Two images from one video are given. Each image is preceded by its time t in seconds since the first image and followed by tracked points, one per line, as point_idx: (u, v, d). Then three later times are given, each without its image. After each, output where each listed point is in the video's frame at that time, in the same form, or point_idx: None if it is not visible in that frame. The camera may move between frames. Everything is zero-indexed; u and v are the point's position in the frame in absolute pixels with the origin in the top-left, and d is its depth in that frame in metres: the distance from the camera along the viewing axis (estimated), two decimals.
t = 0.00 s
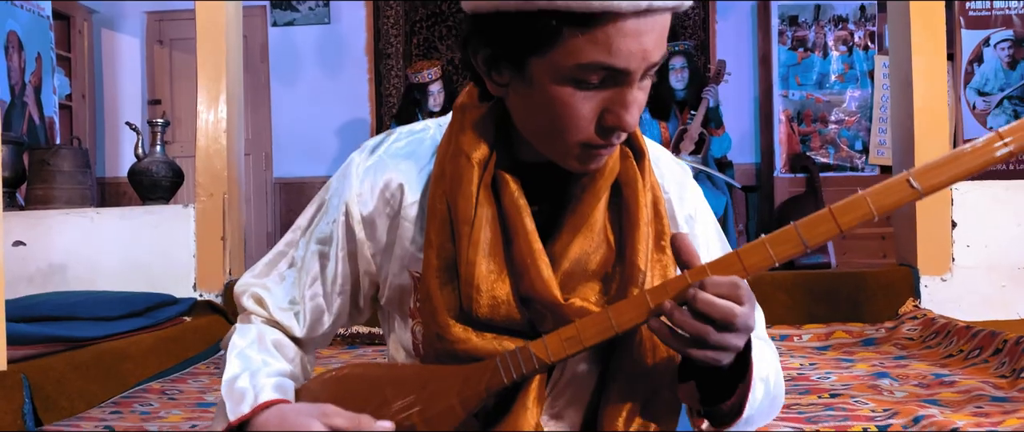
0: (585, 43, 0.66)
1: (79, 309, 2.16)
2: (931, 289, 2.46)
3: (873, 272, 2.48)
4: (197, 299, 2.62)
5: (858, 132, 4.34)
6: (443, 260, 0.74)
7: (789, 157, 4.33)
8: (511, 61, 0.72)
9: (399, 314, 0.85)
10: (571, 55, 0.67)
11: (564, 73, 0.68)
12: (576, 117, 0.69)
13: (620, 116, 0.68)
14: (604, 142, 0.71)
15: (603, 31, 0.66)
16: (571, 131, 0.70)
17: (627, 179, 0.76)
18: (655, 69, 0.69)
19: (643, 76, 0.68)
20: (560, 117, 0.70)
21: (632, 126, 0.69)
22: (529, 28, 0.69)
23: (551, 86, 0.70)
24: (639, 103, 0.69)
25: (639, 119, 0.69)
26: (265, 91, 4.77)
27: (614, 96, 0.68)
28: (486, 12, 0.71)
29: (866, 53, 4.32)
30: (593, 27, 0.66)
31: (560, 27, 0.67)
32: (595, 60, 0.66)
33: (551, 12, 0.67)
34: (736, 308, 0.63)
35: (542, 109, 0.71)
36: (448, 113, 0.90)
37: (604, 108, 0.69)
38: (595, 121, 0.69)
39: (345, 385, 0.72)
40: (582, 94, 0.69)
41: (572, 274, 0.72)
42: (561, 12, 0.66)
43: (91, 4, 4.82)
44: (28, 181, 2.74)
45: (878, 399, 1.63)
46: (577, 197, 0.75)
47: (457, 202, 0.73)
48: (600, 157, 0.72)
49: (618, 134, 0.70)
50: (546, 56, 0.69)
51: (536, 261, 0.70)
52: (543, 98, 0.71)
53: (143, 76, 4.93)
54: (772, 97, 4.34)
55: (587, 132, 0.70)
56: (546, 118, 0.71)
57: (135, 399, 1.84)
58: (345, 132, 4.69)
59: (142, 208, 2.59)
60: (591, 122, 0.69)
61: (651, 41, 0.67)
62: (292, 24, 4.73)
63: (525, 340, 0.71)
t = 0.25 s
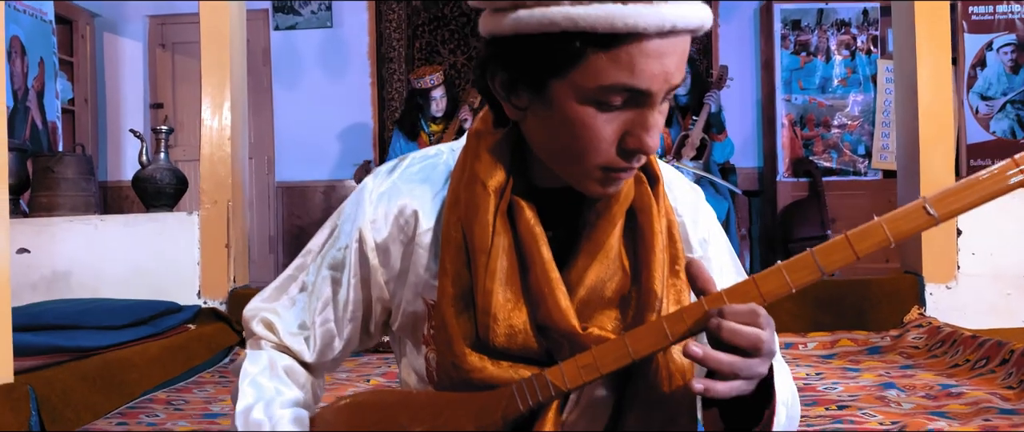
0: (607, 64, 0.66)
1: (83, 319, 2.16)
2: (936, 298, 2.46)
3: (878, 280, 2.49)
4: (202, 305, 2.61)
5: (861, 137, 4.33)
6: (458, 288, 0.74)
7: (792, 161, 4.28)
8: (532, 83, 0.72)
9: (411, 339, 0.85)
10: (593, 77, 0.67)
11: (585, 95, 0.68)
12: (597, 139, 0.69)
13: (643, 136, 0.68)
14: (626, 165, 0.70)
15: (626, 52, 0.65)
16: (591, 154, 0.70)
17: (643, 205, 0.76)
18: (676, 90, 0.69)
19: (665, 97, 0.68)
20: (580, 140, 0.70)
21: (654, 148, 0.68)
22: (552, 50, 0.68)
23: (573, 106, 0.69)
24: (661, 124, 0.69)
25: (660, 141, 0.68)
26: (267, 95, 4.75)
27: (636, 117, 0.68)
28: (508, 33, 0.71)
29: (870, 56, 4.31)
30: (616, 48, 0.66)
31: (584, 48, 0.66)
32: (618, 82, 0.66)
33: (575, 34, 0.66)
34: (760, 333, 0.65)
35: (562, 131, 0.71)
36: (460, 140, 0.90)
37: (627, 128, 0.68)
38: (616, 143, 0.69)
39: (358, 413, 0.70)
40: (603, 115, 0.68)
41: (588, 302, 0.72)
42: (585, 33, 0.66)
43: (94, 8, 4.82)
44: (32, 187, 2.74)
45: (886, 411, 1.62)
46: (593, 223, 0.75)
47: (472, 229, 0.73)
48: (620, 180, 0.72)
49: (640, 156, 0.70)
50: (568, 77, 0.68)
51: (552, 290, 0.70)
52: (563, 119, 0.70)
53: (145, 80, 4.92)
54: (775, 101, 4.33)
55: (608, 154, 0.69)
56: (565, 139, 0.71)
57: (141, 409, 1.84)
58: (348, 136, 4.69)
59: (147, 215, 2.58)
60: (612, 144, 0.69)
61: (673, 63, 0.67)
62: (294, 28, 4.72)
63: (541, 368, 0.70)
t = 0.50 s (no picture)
0: (625, 93, 0.67)
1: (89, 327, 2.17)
2: (939, 304, 2.46)
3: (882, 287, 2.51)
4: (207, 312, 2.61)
5: (863, 141, 4.34)
6: (473, 310, 0.74)
7: (794, 165, 4.32)
8: (549, 112, 0.72)
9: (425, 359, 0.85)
10: (611, 106, 0.68)
11: (603, 123, 0.69)
12: (615, 166, 0.69)
13: (660, 163, 0.69)
14: (642, 189, 0.71)
15: (644, 82, 0.66)
16: (608, 180, 0.70)
17: (657, 226, 0.76)
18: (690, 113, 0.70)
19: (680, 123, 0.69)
20: (597, 164, 0.70)
21: (670, 174, 0.69)
22: (570, 80, 0.68)
23: (591, 134, 0.70)
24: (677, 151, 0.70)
25: (677, 166, 0.70)
26: (269, 99, 4.76)
27: (653, 144, 0.69)
28: (525, 64, 0.70)
29: (872, 60, 4.32)
30: (634, 79, 0.66)
31: (603, 80, 0.67)
32: (635, 111, 0.67)
33: (593, 67, 0.67)
34: (777, 360, 0.66)
35: (578, 157, 0.72)
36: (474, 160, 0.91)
37: (644, 155, 0.69)
38: (633, 169, 0.70)
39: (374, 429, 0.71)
40: (621, 143, 0.69)
41: (603, 324, 0.73)
42: (604, 65, 0.66)
43: (96, 11, 4.83)
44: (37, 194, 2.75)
45: (892, 421, 1.63)
46: (606, 245, 0.75)
47: (487, 252, 0.73)
48: (636, 204, 0.73)
49: (656, 181, 0.71)
50: (585, 107, 0.69)
51: (568, 313, 0.70)
52: (580, 149, 0.71)
53: (147, 83, 4.92)
54: (777, 105, 4.33)
55: (624, 179, 0.70)
56: (582, 164, 0.71)
57: (148, 418, 1.84)
58: (350, 140, 4.69)
59: (152, 221, 2.59)
60: (629, 170, 0.70)
61: (690, 90, 0.68)
62: (297, 32, 4.71)
63: (556, 391, 0.71)
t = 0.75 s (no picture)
0: (638, 92, 0.67)
1: (93, 328, 2.21)
2: (942, 305, 2.48)
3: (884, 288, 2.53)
4: (209, 313, 2.61)
5: (864, 142, 4.36)
6: (483, 310, 0.75)
7: (796, 166, 4.33)
8: (561, 110, 0.73)
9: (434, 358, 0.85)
10: (623, 105, 0.68)
11: (616, 121, 0.69)
12: (626, 165, 0.70)
13: (671, 161, 0.69)
14: (652, 187, 0.72)
15: (656, 80, 0.66)
16: (619, 178, 0.71)
17: (665, 226, 0.76)
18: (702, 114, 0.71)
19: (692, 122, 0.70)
20: (607, 163, 0.70)
21: (681, 172, 0.70)
22: (583, 78, 0.69)
23: (602, 132, 0.70)
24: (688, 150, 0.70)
25: (687, 165, 0.70)
26: (271, 100, 4.75)
27: (664, 142, 0.69)
28: (538, 63, 0.71)
29: (873, 61, 4.33)
30: (646, 76, 0.67)
31: (616, 77, 0.67)
32: (647, 109, 0.67)
33: (606, 64, 0.67)
34: (786, 359, 0.66)
35: (589, 156, 0.72)
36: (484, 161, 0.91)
37: (655, 152, 0.69)
38: (644, 168, 0.70)
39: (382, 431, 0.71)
40: (632, 141, 0.69)
41: (612, 323, 0.73)
42: (617, 63, 0.67)
43: (98, 12, 4.84)
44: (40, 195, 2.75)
45: (896, 422, 1.63)
46: (616, 244, 0.75)
47: (497, 252, 0.74)
48: (645, 202, 0.73)
49: (667, 179, 0.71)
50: (596, 105, 0.69)
51: (578, 312, 0.70)
52: (591, 146, 0.71)
53: (149, 84, 4.92)
54: (779, 106, 4.34)
55: (635, 178, 0.70)
56: (592, 163, 0.72)
57: (153, 418, 1.85)
58: (352, 141, 4.70)
59: (154, 222, 2.59)
60: (640, 169, 0.70)
61: (701, 88, 0.68)
62: (299, 33, 4.72)
63: (567, 390, 0.71)
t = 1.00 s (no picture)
0: (641, 79, 0.67)
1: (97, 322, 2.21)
2: (943, 299, 2.49)
3: (886, 283, 2.51)
4: (212, 308, 2.62)
5: (865, 139, 4.37)
6: (488, 292, 0.75)
7: (796, 163, 4.33)
8: (564, 95, 0.73)
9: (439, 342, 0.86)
10: (626, 91, 0.68)
11: (617, 107, 0.69)
12: (627, 151, 0.70)
13: (672, 148, 0.69)
14: (653, 174, 0.72)
15: (659, 67, 0.67)
16: (621, 164, 0.71)
17: (669, 210, 0.77)
18: (704, 102, 0.71)
19: (694, 109, 0.70)
20: (609, 149, 0.71)
21: (682, 159, 0.70)
22: (586, 64, 0.69)
23: (604, 118, 0.71)
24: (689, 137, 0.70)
25: (688, 152, 0.70)
26: (273, 98, 4.77)
27: (665, 129, 0.69)
28: (542, 47, 0.71)
29: (874, 59, 4.33)
30: (649, 63, 0.67)
31: (618, 63, 0.67)
32: (649, 95, 0.68)
33: (609, 49, 0.67)
34: (788, 341, 0.64)
35: (592, 142, 0.72)
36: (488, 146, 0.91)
37: (656, 140, 0.70)
38: (645, 154, 0.71)
39: (391, 414, 0.72)
40: (633, 127, 0.70)
41: (616, 306, 0.73)
42: (619, 49, 0.67)
43: (100, 10, 4.85)
44: (42, 191, 2.76)
45: (898, 413, 1.64)
46: (620, 228, 0.76)
47: (503, 234, 0.74)
48: (646, 189, 0.73)
49: (667, 166, 0.72)
50: (599, 90, 0.70)
51: (583, 293, 0.71)
52: (594, 131, 0.72)
53: (151, 83, 4.93)
54: (780, 103, 4.35)
55: (637, 164, 0.71)
56: (595, 149, 0.72)
57: (155, 411, 1.85)
58: (353, 139, 4.71)
59: (155, 218, 2.59)
60: (641, 155, 0.70)
61: (704, 76, 0.68)
62: (300, 31, 4.72)
63: (571, 370, 0.71)
